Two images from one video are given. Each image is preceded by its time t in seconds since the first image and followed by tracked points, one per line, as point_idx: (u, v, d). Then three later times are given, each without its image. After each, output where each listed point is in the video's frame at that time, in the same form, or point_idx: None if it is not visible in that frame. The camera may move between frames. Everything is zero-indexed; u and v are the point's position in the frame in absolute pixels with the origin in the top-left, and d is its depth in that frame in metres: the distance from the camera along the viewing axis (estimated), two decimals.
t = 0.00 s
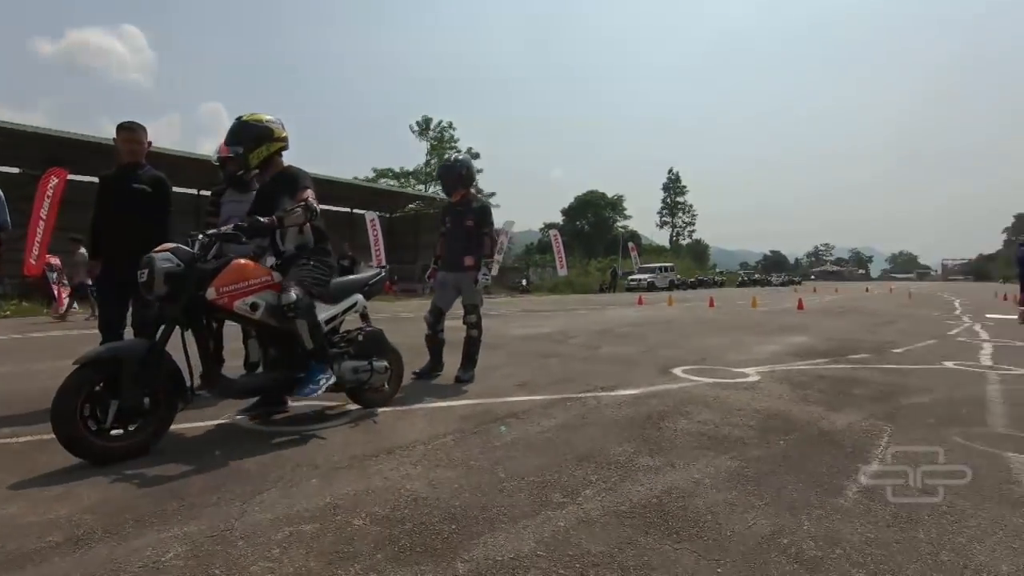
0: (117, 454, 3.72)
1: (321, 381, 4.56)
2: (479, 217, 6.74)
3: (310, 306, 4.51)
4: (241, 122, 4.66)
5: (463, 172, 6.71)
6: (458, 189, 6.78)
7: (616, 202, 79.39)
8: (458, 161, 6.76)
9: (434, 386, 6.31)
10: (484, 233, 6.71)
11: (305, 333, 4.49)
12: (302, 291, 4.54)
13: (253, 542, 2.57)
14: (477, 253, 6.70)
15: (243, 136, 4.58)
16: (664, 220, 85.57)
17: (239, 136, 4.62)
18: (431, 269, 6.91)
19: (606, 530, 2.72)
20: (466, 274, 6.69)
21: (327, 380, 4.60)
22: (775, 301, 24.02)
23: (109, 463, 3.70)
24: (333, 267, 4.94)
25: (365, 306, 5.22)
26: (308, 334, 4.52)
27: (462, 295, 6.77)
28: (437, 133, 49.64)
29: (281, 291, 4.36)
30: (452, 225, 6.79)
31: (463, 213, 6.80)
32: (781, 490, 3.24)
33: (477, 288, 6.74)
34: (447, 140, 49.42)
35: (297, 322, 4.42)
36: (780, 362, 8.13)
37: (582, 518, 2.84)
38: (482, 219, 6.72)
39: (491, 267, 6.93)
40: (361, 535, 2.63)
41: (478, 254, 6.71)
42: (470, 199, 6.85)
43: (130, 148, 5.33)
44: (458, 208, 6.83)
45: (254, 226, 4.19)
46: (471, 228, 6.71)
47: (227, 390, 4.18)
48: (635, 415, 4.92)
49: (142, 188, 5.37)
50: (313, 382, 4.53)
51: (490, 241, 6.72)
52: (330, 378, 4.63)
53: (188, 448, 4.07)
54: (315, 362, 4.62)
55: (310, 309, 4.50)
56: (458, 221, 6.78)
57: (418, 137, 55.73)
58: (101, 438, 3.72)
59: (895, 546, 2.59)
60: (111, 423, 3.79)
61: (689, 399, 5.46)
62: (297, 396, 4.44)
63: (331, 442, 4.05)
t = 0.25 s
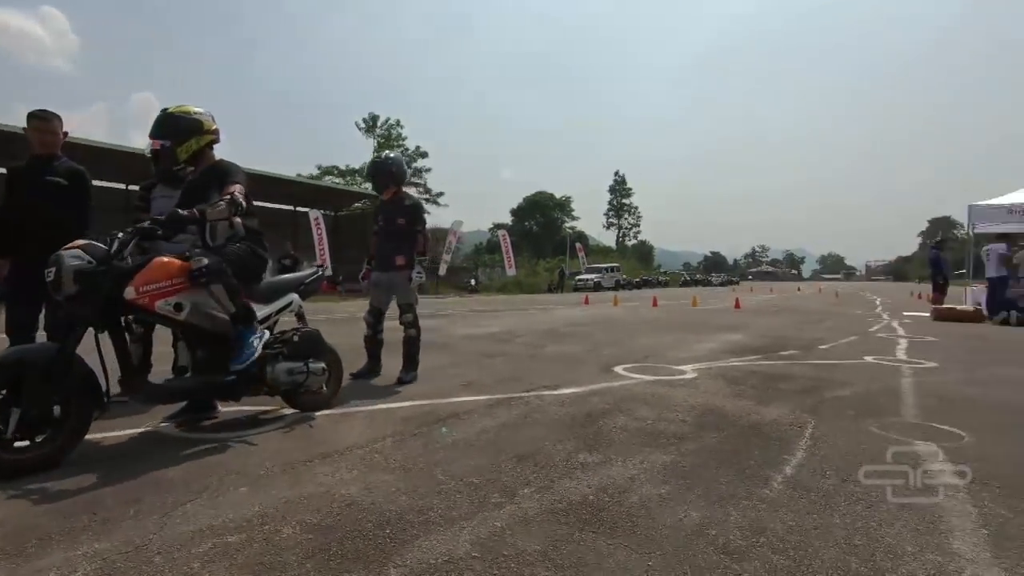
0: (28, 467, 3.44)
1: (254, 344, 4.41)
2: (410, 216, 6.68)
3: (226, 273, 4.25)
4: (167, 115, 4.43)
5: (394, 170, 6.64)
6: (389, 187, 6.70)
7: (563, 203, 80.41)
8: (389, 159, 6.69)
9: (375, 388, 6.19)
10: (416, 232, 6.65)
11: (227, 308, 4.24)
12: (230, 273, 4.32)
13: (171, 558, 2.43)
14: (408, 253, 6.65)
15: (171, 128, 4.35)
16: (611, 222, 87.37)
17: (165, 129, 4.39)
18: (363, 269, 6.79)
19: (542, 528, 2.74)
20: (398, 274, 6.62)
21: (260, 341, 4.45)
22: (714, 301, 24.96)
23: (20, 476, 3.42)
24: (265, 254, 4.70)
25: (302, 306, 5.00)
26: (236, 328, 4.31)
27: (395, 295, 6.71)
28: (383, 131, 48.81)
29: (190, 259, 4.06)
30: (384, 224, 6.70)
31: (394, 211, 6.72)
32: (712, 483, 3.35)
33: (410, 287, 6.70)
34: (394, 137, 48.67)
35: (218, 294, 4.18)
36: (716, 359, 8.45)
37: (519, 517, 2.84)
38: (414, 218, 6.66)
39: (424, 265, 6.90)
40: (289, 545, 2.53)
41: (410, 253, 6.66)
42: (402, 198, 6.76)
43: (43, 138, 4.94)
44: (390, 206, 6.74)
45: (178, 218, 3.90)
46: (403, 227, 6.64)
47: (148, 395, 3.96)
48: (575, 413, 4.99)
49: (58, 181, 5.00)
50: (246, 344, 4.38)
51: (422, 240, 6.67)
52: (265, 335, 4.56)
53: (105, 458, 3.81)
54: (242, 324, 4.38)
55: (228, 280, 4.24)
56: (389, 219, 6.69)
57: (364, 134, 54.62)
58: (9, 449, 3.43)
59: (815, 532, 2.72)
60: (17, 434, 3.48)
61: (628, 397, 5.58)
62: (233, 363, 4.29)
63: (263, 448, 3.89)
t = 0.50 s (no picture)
0: None
1: (231, 342, 4.39)
2: (366, 215, 6.60)
3: (199, 276, 4.17)
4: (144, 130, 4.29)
5: (351, 169, 6.56)
6: (345, 185, 6.61)
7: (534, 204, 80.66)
8: (346, 158, 6.62)
9: (343, 391, 6.08)
10: (372, 230, 6.56)
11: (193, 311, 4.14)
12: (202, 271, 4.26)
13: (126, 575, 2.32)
14: (365, 253, 6.53)
15: (159, 146, 4.34)
16: (581, 223, 88.02)
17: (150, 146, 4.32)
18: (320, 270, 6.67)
19: (513, 534, 2.72)
20: (355, 275, 6.51)
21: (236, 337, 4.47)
22: (681, 301, 25.37)
23: None
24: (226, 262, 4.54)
25: (263, 309, 4.82)
26: (197, 331, 4.12)
27: (353, 296, 6.58)
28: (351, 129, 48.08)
29: (158, 265, 3.95)
30: (340, 225, 6.60)
31: (349, 212, 6.63)
32: (680, 483, 3.39)
33: (368, 288, 6.55)
34: (363, 136, 48.02)
35: (190, 295, 4.09)
36: (684, 359, 8.58)
37: (490, 522, 2.81)
38: (370, 216, 6.59)
39: (382, 266, 6.77)
40: (252, 558, 2.45)
41: (366, 253, 6.54)
42: (358, 197, 6.69)
43: None
44: (346, 206, 6.65)
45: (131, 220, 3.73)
46: (360, 226, 6.55)
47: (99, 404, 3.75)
48: (546, 415, 4.99)
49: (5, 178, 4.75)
50: (223, 344, 4.33)
51: (378, 238, 6.56)
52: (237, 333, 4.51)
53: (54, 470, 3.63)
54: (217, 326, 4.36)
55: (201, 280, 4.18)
56: (345, 220, 6.59)
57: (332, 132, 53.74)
58: None
59: (780, 531, 2.77)
60: None
61: (598, 398, 5.61)
62: (217, 364, 4.24)
63: (225, 456, 3.76)
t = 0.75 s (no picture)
0: None
1: (223, 346, 4.35)
2: (347, 214, 6.49)
3: (192, 283, 4.16)
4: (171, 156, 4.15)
5: (331, 169, 6.41)
6: (324, 185, 6.46)
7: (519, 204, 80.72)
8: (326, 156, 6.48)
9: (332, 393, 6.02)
10: (353, 230, 6.44)
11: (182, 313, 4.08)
12: (188, 274, 4.18)
13: None
14: (346, 253, 6.42)
15: (185, 169, 4.26)
16: (566, 223, 88.29)
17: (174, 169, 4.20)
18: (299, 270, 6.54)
19: (510, 536, 2.70)
20: (335, 276, 6.41)
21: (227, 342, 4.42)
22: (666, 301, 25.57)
23: None
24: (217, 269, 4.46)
25: (252, 310, 4.73)
26: (186, 333, 4.04)
27: (334, 297, 6.48)
28: (335, 128, 47.67)
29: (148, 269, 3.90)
30: (321, 224, 6.48)
31: (329, 211, 6.51)
32: (675, 483, 3.41)
33: (349, 289, 6.45)
34: (347, 135, 47.65)
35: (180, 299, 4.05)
36: (672, 358, 8.65)
37: (487, 525, 2.80)
38: (350, 216, 6.48)
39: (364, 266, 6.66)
40: (246, 565, 2.41)
41: (348, 254, 6.43)
42: (338, 197, 6.57)
43: None
44: (326, 206, 6.54)
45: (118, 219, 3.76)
46: (340, 226, 6.44)
47: (83, 408, 3.67)
48: (538, 416, 4.99)
49: None
50: (214, 348, 4.28)
51: (359, 238, 6.44)
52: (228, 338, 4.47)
53: (36, 476, 3.54)
54: (207, 327, 4.26)
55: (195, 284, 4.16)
56: (325, 220, 6.48)
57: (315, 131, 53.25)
58: None
59: (775, 530, 2.80)
60: None
61: (589, 398, 5.62)
62: (205, 365, 4.19)
63: (215, 460, 3.70)
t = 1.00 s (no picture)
0: None
1: (239, 348, 4.37)
2: (354, 214, 6.49)
3: (212, 286, 4.16)
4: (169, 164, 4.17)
5: (337, 169, 6.39)
6: (331, 186, 6.44)
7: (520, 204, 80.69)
8: (333, 157, 6.46)
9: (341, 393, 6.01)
10: (361, 230, 6.45)
11: (199, 315, 4.10)
12: (213, 275, 4.21)
13: None
14: (355, 253, 6.43)
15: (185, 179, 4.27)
16: (567, 223, 88.27)
17: (173, 178, 4.23)
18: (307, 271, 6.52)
19: (534, 539, 2.69)
20: (344, 276, 6.41)
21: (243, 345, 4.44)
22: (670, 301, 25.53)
23: None
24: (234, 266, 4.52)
25: (266, 311, 4.74)
26: (202, 334, 4.06)
27: (343, 298, 6.47)
28: (337, 128, 47.68)
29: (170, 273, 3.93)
30: (327, 225, 6.46)
31: (336, 211, 6.50)
32: (694, 485, 3.40)
33: (358, 288, 6.46)
34: (349, 135, 47.66)
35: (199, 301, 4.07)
36: (680, 359, 8.63)
37: (509, 527, 2.79)
38: (357, 216, 6.47)
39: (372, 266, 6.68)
40: (272, 567, 2.40)
41: (356, 253, 6.43)
42: (345, 197, 6.57)
43: None
44: (333, 206, 6.52)
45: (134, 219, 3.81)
46: (347, 227, 6.44)
47: (101, 409, 3.68)
48: (551, 417, 4.98)
49: None
50: (231, 350, 4.31)
51: (368, 238, 6.46)
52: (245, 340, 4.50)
53: (55, 477, 3.53)
54: (227, 329, 4.31)
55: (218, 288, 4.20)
56: (332, 221, 6.46)
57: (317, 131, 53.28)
58: None
59: (798, 533, 2.79)
60: None
61: (600, 399, 5.62)
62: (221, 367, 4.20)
63: (231, 461, 3.69)
